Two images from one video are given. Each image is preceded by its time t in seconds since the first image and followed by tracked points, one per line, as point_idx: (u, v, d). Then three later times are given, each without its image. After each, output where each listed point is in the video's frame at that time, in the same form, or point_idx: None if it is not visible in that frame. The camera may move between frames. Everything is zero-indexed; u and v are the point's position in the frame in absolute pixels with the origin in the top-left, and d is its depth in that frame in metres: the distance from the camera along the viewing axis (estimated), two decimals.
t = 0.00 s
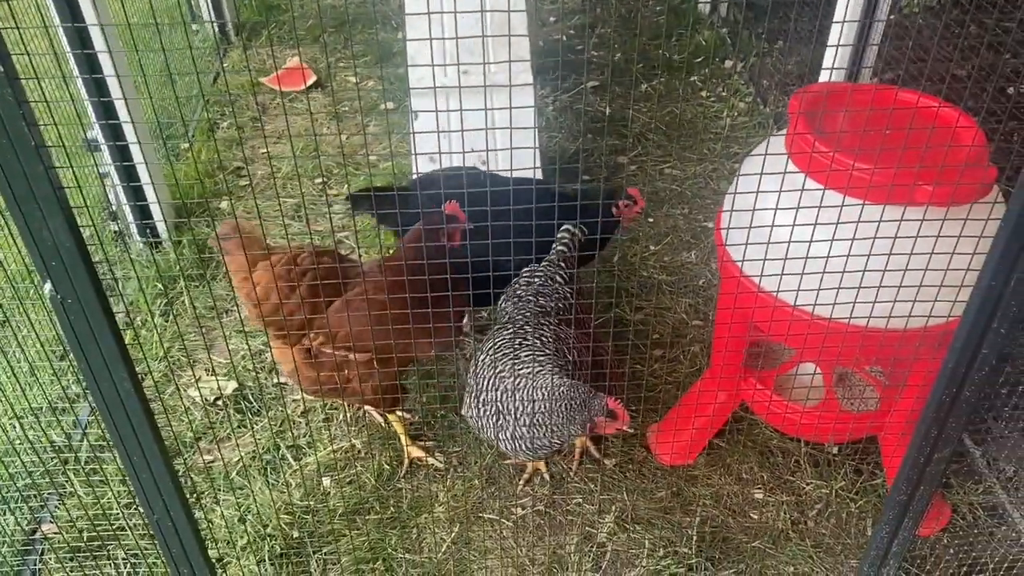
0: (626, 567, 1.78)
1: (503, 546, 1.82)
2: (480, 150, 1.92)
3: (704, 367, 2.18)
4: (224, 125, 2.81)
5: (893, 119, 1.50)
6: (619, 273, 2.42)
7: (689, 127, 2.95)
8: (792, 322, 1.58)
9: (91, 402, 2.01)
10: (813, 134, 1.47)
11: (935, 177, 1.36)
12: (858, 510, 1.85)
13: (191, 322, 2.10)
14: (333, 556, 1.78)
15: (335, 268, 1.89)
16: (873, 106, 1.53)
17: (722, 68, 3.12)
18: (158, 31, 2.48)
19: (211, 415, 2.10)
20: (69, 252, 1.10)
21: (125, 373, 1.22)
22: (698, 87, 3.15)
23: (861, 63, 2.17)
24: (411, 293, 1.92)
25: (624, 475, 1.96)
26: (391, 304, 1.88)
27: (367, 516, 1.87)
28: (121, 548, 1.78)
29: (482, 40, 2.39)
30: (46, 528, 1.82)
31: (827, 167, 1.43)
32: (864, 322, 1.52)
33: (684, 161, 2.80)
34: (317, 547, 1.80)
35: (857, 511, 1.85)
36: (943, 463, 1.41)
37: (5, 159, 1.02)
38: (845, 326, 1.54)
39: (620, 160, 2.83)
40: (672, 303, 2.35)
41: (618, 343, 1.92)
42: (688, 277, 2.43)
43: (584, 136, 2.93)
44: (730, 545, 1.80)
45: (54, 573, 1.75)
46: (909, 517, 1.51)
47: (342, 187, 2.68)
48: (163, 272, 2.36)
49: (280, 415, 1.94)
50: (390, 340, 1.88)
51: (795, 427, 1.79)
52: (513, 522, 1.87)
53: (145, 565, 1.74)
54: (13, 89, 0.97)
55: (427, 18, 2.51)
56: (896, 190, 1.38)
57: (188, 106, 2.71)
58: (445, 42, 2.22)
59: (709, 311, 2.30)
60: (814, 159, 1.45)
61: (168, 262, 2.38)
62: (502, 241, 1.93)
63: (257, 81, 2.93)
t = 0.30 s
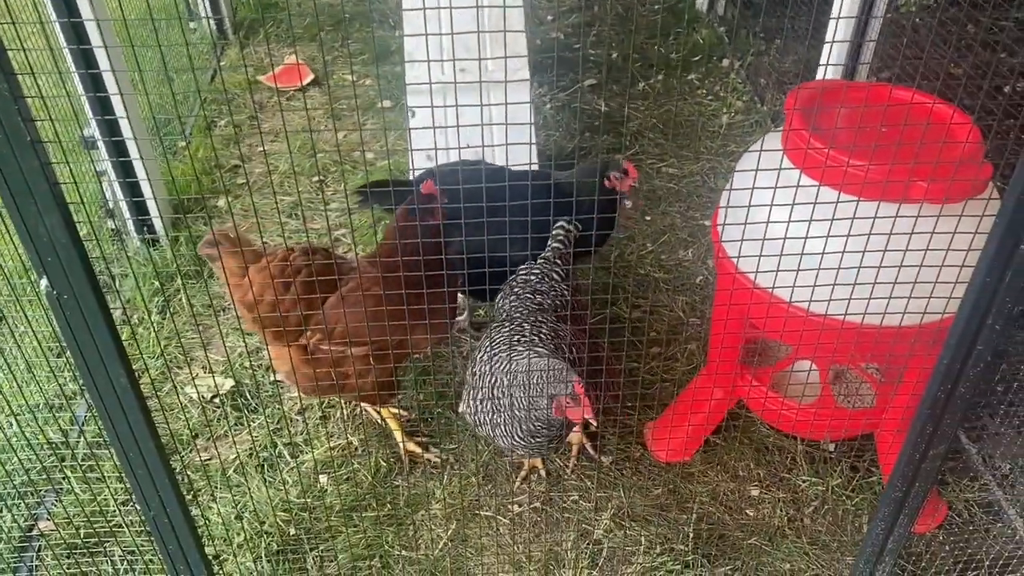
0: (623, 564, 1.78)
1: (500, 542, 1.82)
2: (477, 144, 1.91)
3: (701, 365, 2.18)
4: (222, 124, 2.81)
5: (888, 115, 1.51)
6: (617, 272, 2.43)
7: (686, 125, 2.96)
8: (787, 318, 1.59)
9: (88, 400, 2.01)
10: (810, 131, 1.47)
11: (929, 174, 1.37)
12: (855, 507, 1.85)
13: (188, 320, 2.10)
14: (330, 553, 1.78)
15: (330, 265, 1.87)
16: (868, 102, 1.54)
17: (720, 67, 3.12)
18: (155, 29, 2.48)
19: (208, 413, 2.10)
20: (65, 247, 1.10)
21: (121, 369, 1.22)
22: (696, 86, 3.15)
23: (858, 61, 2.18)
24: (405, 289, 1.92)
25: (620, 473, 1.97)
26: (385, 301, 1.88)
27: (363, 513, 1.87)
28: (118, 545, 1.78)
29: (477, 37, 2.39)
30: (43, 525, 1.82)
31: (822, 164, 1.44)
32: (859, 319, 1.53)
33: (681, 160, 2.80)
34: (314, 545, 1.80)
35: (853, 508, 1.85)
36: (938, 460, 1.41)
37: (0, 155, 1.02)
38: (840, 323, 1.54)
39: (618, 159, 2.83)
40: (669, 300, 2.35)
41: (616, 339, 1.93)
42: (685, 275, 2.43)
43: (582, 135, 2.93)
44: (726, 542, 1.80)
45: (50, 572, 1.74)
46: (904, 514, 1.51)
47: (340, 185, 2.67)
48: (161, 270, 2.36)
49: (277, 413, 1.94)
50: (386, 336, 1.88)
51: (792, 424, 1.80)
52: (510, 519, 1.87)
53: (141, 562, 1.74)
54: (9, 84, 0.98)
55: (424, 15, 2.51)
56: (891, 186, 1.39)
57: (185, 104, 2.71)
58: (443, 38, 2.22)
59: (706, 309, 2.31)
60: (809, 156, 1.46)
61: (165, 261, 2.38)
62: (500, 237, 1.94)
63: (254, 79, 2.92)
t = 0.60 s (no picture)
0: (618, 563, 1.78)
1: (496, 541, 1.82)
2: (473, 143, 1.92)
3: (697, 364, 2.19)
4: (220, 124, 2.81)
5: (881, 117, 1.51)
6: (614, 271, 2.43)
7: (684, 126, 2.96)
8: (782, 319, 1.60)
9: (85, 399, 2.01)
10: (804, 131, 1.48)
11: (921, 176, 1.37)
12: (850, 506, 1.86)
13: (186, 319, 2.11)
14: (326, 552, 1.79)
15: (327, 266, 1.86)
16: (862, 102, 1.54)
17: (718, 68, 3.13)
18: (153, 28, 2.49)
19: (205, 412, 2.11)
20: (61, 247, 1.10)
21: (118, 367, 1.23)
22: (693, 87, 3.16)
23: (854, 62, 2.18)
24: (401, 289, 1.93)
25: (617, 472, 1.97)
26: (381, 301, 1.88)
27: (360, 512, 1.88)
28: (114, 543, 1.79)
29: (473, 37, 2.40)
30: (41, 524, 1.83)
31: (815, 164, 1.44)
32: (854, 319, 1.54)
33: (678, 160, 2.81)
34: (310, 543, 1.81)
35: (848, 508, 1.86)
36: (932, 459, 1.42)
37: None
38: (835, 323, 1.55)
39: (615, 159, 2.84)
40: (665, 300, 2.36)
41: (618, 339, 1.95)
42: (683, 275, 2.44)
43: (579, 135, 2.93)
44: (722, 541, 1.81)
45: (47, 570, 1.74)
46: (898, 513, 1.52)
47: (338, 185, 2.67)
48: (159, 270, 2.37)
49: (274, 412, 1.94)
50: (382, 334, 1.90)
51: (787, 423, 1.81)
52: (506, 518, 1.87)
53: (138, 560, 1.75)
54: (6, 84, 0.98)
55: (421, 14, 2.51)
56: (883, 187, 1.40)
57: (182, 104, 2.71)
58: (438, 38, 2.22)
59: (702, 309, 2.32)
60: (802, 156, 1.47)
61: (163, 260, 2.39)
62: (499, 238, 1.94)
63: (252, 79, 2.93)
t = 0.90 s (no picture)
0: (617, 562, 1.78)
1: (494, 539, 1.82)
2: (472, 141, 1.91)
3: (696, 363, 2.19)
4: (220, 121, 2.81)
5: (881, 114, 1.51)
6: (613, 270, 2.43)
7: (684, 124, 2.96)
8: (781, 317, 1.59)
9: (83, 396, 2.01)
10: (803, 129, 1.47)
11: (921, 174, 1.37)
12: (849, 505, 1.86)
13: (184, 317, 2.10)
14: (324, 550, 1.78)
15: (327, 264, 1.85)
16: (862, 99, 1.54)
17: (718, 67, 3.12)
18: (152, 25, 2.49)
19: (203, 409, 2.10)
20: (58, 242, 1.10)
21: (115, 364, 1.22)
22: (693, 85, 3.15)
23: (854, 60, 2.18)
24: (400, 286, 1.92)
25: (615, 471, 1.97)
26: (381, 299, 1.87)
27: (358, 510, 1.87)
28: (112, 541, 1.78)
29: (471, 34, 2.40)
30: (39, 521, 1.83)
31: (815, 162, 1.44)
32: (852, 318, 1.53)
33: (677, 158, 2.80)
34: (308, 541, 1.80)
35: (847, 507, 1.86)
36: (931, 458, 1.41)
37: None
38: (833, 322, 1.55)
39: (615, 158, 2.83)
40: (665, 299, 2.35)
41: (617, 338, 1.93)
42: (682, 274, 2.43)
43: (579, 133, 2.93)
44: (720, 540, 1.81)
45: (44, 567, 1.75)
46: (897, 512, 1.52)
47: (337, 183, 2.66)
48: (158, 267, 2.36)
49: (273, 410, 1.94)
50: (381, 332, 1.89)
51: (785, 422, 1.80)
52: (505, 516, 1.87)
53: (136, 558, 1.74)
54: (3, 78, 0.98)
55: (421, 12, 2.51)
56: (882, 185, 1.40)
57: (182, 102, 2.71)
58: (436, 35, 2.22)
59: (702, 307, 2.31)
60: (801, 154, 1.46)
61: (162, 258, 2.39)
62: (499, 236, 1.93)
63: (252, 76, 2.93)
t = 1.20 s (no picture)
0: (614, 562, 1.77)
1: (491, 538, 1.82)
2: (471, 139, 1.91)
3: (695, 363, 2.18)
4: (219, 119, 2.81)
5: (881, 113, 1.51)
6: (612, 270, 2.42)
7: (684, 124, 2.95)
8: (779, 317, 1.59)
9: (81, 395, 2.01)
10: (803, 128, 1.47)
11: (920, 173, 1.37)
12: (847, 506, 1.85)
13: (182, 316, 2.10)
14: (321, 549, 1.78)
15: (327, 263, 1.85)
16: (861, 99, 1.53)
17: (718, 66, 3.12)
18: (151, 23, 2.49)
19: (201, 408, 2.10)
20: (53, 240, 1.09)
21: (111, 362, 1.22)
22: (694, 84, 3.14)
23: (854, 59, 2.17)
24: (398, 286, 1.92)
25: (613, 471, 1.97)
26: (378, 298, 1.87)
27: (355, 509, 1.87)
28: (109, 539, 1.78)
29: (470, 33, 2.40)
30: (35, 519, 1.82)
31: (814, 161, 1.44)
32: (851, 318, 1.53)
33: (677, 157, 2.80)
34: (305, 540, 1.80)
35: (846, 508, 1.85)
36: (930, 460, 1.41)
37: None
38: (832, 322, 1.54)
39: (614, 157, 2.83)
40: (664, 299, 2.35)
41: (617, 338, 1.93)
42: (681, 274, 2.43)
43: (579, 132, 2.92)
44: (718, 540, 1.80)
45: (41, 565, 1.74)
46: (895, 513, 1.51)
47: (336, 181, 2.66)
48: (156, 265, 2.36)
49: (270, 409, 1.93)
50: (379, 331, 1.90)
51: (784, 422, 1.80)
52: (502, 516, 1.87)
53: (133, 556, 1.74)
54: None
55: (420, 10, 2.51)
56: (881, 185, 1.39)
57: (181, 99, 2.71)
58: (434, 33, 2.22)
59: (701, 307, 2.31)
60: (801, 153, 1.46)
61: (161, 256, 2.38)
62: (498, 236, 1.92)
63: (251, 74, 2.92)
